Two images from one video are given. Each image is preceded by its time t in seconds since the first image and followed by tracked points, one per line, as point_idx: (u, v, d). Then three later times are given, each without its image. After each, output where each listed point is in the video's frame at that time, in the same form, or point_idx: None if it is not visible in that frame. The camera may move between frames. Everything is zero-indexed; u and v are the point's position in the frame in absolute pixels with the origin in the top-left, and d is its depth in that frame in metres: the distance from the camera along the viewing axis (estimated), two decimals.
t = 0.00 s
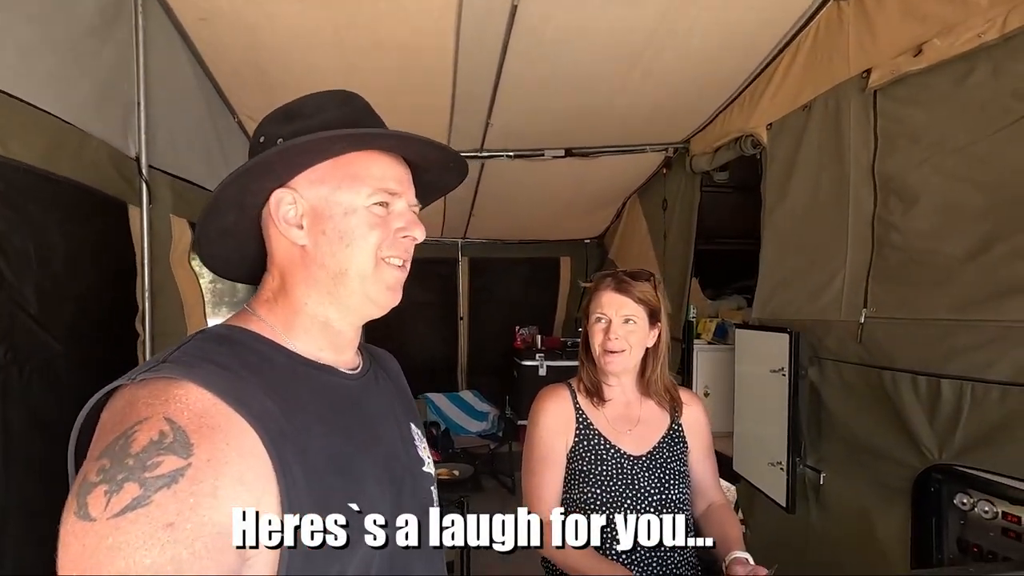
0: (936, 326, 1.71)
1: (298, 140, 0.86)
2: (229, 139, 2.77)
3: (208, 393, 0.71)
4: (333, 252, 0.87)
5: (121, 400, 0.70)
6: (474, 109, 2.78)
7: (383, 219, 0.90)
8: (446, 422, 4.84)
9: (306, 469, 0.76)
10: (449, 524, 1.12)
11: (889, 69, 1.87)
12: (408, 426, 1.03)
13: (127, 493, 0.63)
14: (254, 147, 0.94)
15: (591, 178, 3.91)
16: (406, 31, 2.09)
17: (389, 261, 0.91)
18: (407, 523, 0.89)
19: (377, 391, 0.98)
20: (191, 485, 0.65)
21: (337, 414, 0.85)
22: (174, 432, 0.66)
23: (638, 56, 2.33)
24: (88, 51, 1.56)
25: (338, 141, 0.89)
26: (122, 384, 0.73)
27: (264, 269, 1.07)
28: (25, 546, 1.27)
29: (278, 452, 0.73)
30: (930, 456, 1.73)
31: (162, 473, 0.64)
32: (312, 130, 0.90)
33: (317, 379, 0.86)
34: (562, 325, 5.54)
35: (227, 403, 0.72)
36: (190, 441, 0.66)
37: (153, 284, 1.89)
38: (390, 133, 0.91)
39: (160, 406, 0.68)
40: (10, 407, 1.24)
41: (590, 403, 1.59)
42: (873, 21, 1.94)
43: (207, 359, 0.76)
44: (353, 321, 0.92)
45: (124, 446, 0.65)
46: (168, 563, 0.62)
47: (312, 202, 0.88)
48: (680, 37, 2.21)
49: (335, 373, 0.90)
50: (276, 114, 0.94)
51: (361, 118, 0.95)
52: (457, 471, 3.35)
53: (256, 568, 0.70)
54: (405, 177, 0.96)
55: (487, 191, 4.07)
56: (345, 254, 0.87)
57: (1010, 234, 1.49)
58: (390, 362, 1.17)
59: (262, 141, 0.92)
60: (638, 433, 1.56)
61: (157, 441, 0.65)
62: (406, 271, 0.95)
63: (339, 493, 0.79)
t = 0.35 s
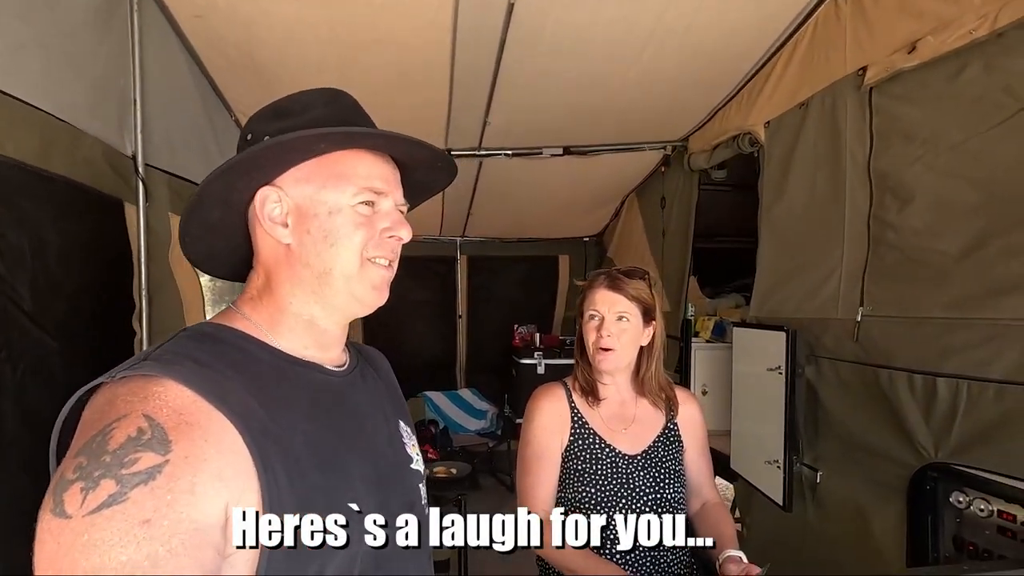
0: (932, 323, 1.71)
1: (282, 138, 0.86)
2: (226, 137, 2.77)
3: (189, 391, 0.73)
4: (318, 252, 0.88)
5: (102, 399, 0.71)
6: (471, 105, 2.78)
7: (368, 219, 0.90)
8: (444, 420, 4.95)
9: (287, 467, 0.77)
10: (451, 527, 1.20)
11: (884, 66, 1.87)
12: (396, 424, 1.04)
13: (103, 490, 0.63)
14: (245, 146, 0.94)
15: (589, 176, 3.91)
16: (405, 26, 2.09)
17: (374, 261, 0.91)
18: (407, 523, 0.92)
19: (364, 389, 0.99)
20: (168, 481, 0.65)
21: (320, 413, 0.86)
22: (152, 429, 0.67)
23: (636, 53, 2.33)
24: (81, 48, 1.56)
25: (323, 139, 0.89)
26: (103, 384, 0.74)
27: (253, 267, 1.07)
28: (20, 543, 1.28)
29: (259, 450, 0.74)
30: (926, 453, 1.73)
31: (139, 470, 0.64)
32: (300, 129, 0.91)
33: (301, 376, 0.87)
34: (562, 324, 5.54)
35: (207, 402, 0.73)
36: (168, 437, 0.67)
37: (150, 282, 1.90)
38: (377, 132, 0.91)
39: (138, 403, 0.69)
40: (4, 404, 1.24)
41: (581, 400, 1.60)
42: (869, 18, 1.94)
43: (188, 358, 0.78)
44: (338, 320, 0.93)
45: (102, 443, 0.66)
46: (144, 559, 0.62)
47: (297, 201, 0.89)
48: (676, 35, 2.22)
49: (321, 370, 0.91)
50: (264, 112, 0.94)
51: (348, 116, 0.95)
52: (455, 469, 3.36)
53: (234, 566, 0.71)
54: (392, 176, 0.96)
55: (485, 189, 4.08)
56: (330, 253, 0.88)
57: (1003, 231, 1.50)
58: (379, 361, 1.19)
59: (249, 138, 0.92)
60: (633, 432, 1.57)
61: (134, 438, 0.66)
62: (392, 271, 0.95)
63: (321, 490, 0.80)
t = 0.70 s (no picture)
0: (928, 318, 1.72)
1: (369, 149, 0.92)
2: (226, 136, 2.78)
3: (186, 380, 0.74)
4: (364, 253, 0.93)
5: (101, 388, 0.73)
6: (471, 105, 2.79)
7: (402, 229, 0.98)
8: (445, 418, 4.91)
9: (284, 456, 0.79)
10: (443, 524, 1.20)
11: (879, 62, 1.88)
12: (391, 414, 1.06)
13: (104, 476, 0.65)
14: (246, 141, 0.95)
15: (589, 174, 3.93)
16: (406, 26, 2.09)
17: (398, 267, 0.99)
18: (407, 523, 0.95)
19: (359, 381, 1.01)
20: (168, 468, 0.67)
21: (315, 404, 0.88)
22: (150, 417, 0.69)
23: (634, 53, 2.35)
24: (81, 46, 1.57)
25: (391, 154, 0.96)
26: (102, 375, 0.76)
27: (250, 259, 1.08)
28: (27, 536, 1.29)
29: (256, 439, 0.76)
30: (923, 447, 1.75)
31: (138, 457, 0.66)
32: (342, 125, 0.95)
33: (294, 364, 0.90)
34: (562, 321, 5.56)
35: (204, 390, 0.75)
36: (166, 425, 0.69)
37: (152, 281, 1.91)
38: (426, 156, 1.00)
39: (137, 392, 0.71)
40: (11, 400, 1.25)
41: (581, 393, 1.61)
42: (867, 15, 1.95)
43: (185, 348, 0.80)
44: (347, 311, 0.97)
45: (102, 431, 0.68)
46: (146, 543, 0.63)
47: (353, 200, 0.92)
48: (673, 34, 2.23)
49: (316, 361, 0.94)
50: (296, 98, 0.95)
51: (376, 121, 0.99)
52: (456, 466, 3.38)
53: (231, 562, 0.73)
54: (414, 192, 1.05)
55: (486, 188, 4.09)
56: (373, 256, 0.93)
57: (997, 228, 1.51)
58: (373, 353, 1.20)
59: (291, 122, 0.93)
60: (633, 427, 1.59)
61: (134, 426, 0.68)
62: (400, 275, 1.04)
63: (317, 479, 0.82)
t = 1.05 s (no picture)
0: (927, 315, 1.72)
1: (395, 158, 0.96)
2: (223, 132, 2.77)
3: (187, 374, 0.75)
4: (380, 256, 0.96)
5: (100, 384, 0.73)
6: (469, 101, 2.78)
7: (410, 233, 1.02)
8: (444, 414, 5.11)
9: (285, 450, 0.79)
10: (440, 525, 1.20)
11: (880, 59, 1.87)
12: (386, 410, 1.06)
13: (108, 472, 0.65)
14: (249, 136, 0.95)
15: (588, 171, 3.92)
16: (405, 21, 2.09)
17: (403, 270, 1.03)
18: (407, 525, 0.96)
19: (356, 379, 1.02)
20: (172, 463, 0.67)
21: (314, 399, 0.88)
22: (153, 412, 0.69)
23: (633, 49, 2.34)
24: (76, 41, 1.57)
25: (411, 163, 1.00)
26: (101, 371, 0.76)
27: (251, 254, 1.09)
28: (26, 531, 1.29)
29: (258, 434, 0.76)
30: (920, 444, 1.75)
31: (142, 452, 0.66)
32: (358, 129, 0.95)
33: (294, 359, 0.90)
34: (561, 318, 5.56)
35: (205, 385, 0.75)
36: (169, 421, 0.69)
37: (150, 277, 1.92)
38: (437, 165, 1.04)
39: (138, 388, 0.71)
40: (10, 397, 1.25)
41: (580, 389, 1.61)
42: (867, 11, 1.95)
43: (185, 344, 0.80)
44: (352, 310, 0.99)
45: (103, 427, 0.68)
46: (150, 539, 0.63)
47: (374, 204, 0.95)
48: (671, 30, 2.23)
49: (314, 358, 0.94)
50: (316, 97, 0.94)
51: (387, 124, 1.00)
52: (455, 463, 3.39)
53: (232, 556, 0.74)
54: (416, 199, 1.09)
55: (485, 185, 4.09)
56: (386, 260, 0.97)
57: (997, 224, 1.51)
58: (369, 350, 1.20)
59: (314, 122, 0.93)
60: (630, 422, 1.59)
61: (136, 422, 0.68)
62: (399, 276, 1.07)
63: (317, 473, 0.82)
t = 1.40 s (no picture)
0: (927, 313, 1.72)
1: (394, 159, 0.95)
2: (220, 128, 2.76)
3: (185, 378, 0.74)
4: (378, 257, 0.96)
5: (97, 388, 0.73)
6: (467, 97, 2.78)
7: (408, 235, 1.02)
8: (444, 413, 5.17)
9: (283, 453, 0.78)
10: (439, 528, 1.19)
11: (882, 56, 1.87)
12: (385, 412, 1.06)
13: (104, 477, 0.64)
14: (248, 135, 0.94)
15: (587, 168, 3.92)
16: (401, 14, 2.08)
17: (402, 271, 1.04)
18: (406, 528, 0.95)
19: (355, 380, 1.01)
20: (168, 468, 0.66)
21: (312, 401, 0.88)
22: (150, 416, 0.69)
23: (634, 44, 2.33)
24: (72, 37, 1.56)
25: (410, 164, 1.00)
26: (98, 374, 0.75)
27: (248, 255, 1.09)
28: (22, 530, 1.29)
29: (255, 437, 0.75)
30: (919, 443, 1.74)
31: (139, 457, 0.65)
32: (362, 133, 0.95)
33: (292, 362, 0.90)
34: (561, 316, 5.56)
35: (203, 388, 0.75)
36: (166, 425, 0.69)
37: (145, 275, 1.91)
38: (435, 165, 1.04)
39: (135, 392, 0.71)
40: (6, 396, 1.25)
41: (578, 388, 1.61)
42: (868, 7, 1.94)
43: (182, 347, 0.79)
44: (352, 311, 0.99)
45: (100, 431, 0.67)
46: (147, 544, 0.63)
47: (373, 206, 0.95)
48: (671, 26, 2.22)
49: (312, 360, 0.93)
50: (317, 98, 0.94)
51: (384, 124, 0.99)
52: (454, 461, 3.40)
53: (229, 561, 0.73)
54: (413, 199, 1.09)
55: (484, 182, 4.08)
56: (384, 262, 0.97)
57: (1000, 222, 1.50)
58: (368, 353, 1.20)
59: (314, 123, 0.92)
60: (627, 422, 1.59)
61: (133, 426, 0.67)
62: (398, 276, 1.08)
63: (316, 476, 0.81)
